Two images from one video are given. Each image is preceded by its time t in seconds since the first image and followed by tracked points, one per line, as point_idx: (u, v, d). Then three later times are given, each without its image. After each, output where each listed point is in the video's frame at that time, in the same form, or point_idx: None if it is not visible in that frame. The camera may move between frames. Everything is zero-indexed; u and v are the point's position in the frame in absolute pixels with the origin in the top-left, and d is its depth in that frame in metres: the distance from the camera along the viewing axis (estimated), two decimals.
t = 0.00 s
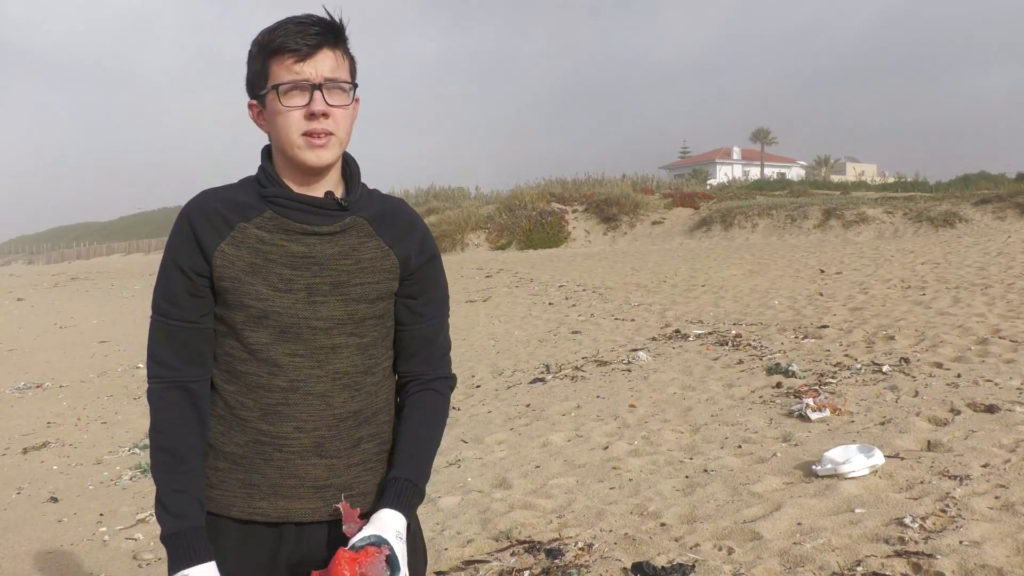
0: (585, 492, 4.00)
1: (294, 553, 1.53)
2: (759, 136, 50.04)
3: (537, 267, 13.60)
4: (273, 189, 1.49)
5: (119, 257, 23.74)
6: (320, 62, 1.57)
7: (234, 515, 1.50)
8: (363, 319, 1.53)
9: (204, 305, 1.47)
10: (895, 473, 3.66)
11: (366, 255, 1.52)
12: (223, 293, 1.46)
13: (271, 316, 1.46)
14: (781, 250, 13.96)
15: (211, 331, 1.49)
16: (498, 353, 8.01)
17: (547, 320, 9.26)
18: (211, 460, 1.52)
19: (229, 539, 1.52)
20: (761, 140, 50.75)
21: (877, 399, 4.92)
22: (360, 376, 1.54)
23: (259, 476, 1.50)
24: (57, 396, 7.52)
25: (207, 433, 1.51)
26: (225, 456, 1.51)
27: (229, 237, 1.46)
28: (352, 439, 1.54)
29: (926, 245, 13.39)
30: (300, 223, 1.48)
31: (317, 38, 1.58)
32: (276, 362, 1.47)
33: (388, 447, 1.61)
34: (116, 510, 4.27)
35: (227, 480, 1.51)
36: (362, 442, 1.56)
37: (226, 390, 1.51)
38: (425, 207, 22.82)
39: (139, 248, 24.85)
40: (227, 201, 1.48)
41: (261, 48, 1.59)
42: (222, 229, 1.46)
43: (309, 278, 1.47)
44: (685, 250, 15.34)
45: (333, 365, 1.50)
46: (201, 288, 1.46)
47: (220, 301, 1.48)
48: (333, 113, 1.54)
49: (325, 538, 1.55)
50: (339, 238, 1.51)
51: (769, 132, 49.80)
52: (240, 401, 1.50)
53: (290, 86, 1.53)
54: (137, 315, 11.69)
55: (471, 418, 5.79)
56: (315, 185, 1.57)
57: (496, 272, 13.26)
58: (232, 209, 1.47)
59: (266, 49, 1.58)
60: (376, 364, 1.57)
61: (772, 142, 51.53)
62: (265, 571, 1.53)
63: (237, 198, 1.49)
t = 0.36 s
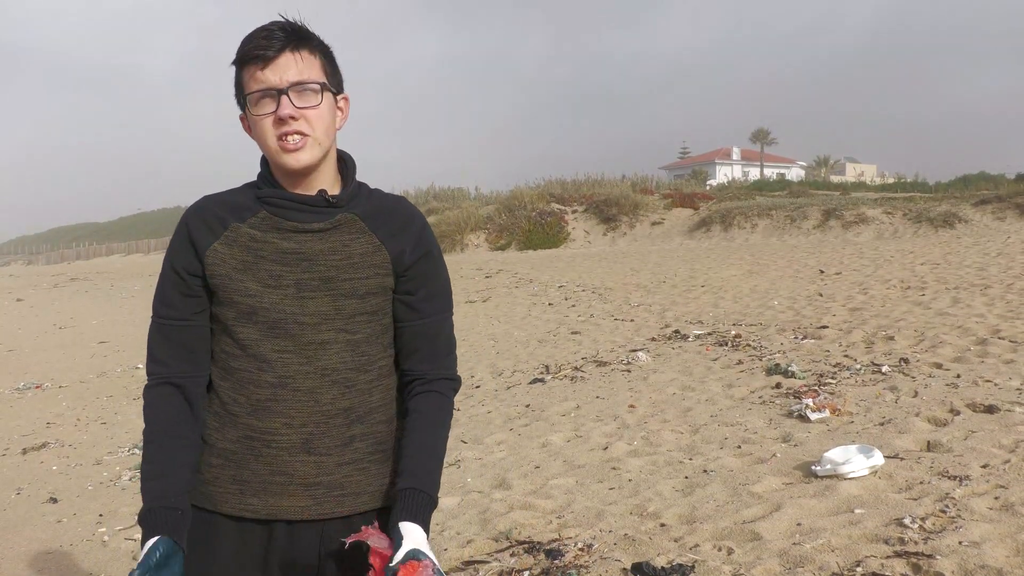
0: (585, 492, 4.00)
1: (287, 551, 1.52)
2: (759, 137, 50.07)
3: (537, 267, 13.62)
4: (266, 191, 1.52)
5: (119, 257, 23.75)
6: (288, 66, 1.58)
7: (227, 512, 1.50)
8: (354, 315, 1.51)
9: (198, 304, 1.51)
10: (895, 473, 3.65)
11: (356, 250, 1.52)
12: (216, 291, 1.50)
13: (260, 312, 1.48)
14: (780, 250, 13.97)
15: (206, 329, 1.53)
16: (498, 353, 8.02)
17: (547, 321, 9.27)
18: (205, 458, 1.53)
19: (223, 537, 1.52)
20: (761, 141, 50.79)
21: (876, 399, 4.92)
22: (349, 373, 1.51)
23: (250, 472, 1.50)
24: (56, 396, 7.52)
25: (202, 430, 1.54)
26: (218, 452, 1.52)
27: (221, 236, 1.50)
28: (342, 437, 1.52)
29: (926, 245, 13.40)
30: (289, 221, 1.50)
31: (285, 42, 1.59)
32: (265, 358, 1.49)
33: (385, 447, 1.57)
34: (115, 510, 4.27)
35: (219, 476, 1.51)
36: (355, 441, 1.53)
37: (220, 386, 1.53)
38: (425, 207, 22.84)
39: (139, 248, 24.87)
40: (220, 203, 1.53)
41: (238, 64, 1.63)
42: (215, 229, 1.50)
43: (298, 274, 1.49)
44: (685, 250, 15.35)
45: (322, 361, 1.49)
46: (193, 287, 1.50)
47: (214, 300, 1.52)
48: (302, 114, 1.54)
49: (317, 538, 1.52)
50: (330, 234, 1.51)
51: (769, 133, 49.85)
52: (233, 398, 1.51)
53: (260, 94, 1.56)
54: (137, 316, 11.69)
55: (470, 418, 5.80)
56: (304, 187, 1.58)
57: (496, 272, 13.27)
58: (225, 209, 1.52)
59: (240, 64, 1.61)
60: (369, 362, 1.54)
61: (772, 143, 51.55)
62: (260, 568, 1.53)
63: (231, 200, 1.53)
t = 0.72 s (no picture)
0: (585, 493, 3.99)
1: (286, 550, 1.51)
2: (759, 137, 50.05)
3: (537, 268, 13.62)
4: (263, 192, 1.52)
5: (119, 258, 23.78)
6: (288, 66, 1.58)
7: (226, 512, 1.49)
8: (351, 315, 1.51)
9: (189, 307, 1.52)
10: (895, 473, 3.66)
11: (353, 250, 1.52)
12: (212, 291, 1.50)
13: (257, 313, 1.48)
14: (780, 251, 13.97)
15: (199, 331, 1.53)
16: (498, 354, 8.02)
17: (547, 321, 9.27)
18: (201, 459, 1.53)
19: (221, 539, 1.50)
20: (761, 141, 50.81)
21: (876, 399, 4.92)
22: (348, 373, 1.52)
23: (249, 472, 1.49)
24: (56, 396, 7.53)
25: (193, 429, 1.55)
26: (216, 453, 1.52)
27: (218, 238, 1.50)
28: (341, 436, 1.52)
29: (926, 246, 13.40)
30: (288, 223, 1.50)
31: (285, 43, 1.60)
32: (262, 359, 1.48)
33: (385, 447, 1.58)
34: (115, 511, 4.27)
35: (217, 477, 1.51)
36: (354, 440, 1.53)
37: (218, 388, 1.53)
38: (425, 207, 22.85)
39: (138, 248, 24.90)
40: (216, 206, 1.53)
41: (237, 61, 1.63)
42: (212, 231, 1.51)
43: (296, 274, 1.49)
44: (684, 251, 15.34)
45: (319, 361, 1.50)
46: (185, 291, 1.51)
47: (209, 302, 1.52)
48: (302, 114, 1.54)
49: (317, 539, 1.51)
50: (326, 235, 1.51)
51: (769, 133, 49.85)
52: (229, 398, 1.52)
53: (260, 93, 1.56)
54: (137, 316, 11.69)
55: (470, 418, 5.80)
56: (301, 187, 1.58)
57: (496, 273, 13.28)
58: (220, 212, 1.52)
59: (239, 63, 1.61)
60: (367, 362, 1.55)
61: (772, 143, 51.54)
62: (259, 569, 1.51)
63: (227, 202, 1.53)
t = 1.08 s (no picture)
0: (585, 493, 4.00)
1: (287, 550, 1.51)
2: (759, 138, 50.10)
3: (537, 267, 13.63)
4: (261, 192, 1.52)
5: (118, 258, 23.79)
6: (312, 67, 1.58)
7: (228, 512, 1.49)
8: (351, 315, 1.51)
9: (187, 307, 1.51)
10: (895, 473, 3.65)
11: (352, 253, 1.52)
12: (212, 292, 1.50)
13: (256, 314, 1.48)
14: (780, 251, 13.96)
15: (196, 331, 1.52)
16: (498, 353, 8.03)
17: (547, 321, 9.27)
18: (201, 460, 1.52)
19: (223, 540, 1.50)
20: (761, 141, 50.83)
21: (876, 399, 4.92)
22: (348, 374, 1.52)
23: (250, 473, 1.49)
24: (56, 396, 7.52)
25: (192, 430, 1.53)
26: (216, 454, 1.51)
27: (216, 238, 1.49)
28: (342, 437, 1.52)
29: (926, 245, 13.41)
30: (287, 224, 1.50)
31: (309, 43, 1.60)
32: (262, 359, 1.48)
33: (384, 448, 1.58)
34: (114, 511, 4.27)
35: (218, 478, 1.50)
36: (355, 441, 1.53)
37: (216, 388, 1.52)
38: (425, 207, 22.86)
39: (138, 247, 24.91)
40: (213, 205, 1.52)
41: (255, 53, 1.61)
42: (210, 230, 1.50)
43: (295, 275, 1.49)
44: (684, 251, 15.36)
45: (319, 362, 1.50)
46: (183, 292, 1.50)
47: (207, 302, 1.52)
48: (325, 117, 1.55)
49: (318, 539, 1.52)
50: (325, 236, 1.51)
51: (769, 133, 49.84)
52: (228, 398, 1.51)
53: (282, 89, 1.55)
54: (137, 316, 11.70)
55: (470, 418, 5.81)
56: (308, 188, 1.58)
57: (496, 273, 13.28)
58: (218, 211, 1.51)
59: (261, 55, 1.59)
60: (366, 362, 1.55)
61: (772, 143, 51.54)
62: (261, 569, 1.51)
63: (227, 201, 1.52)
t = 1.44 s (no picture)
0: (585, 493, 4.00)
1: (288, 550, 1.50)
2: (758, 137, 50.11)
3: (537, 267, 13.64)
4: (260, 192, 1.53)
5: (119, 258, 23.79)
6: (303, 66, 1.58)
7: (230, 513, 1.48)
8: (349, 316, 1.52)
9: (196, 303, 1.50)
10: (895, 473, 3.66)
11: (350, 252, 1.53)
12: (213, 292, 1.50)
13: (256, 313, 1.48)
14: (780, 251, 13.96)
15: (204, 329, 1.52)
16: (498, 353, 8.03)
17: (547, 321, 9.26)
18: (202, 461, 1.52)
19: (224, 540, 1.49)
20: (761, 141, 50.84)
21: (876, 399, 4.92)
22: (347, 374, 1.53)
23: (251, 474, 1.49)
24: (56, 396, 7.52)
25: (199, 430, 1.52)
26: (214, 454, 1.51)
27: (216, 237, 1.50)
28: (343, 437, 1.53)
29: (926, 245, 13.42)
30: (286, 223, 1.51)
31: (301, 42, 1.60)
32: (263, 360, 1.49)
33: (384, 448, 1.58)
34: (114, 511, 4.27)
35: (220, 478, 1.50)
36: (356, 441, 1.54)
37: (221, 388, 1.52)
38: (425, 207, 22.87)
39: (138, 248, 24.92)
40: (214, 205, 1.53)
41: (248, 55, 1.61)
42: (211, 229, 1.50)
43: (295, 275, 1.49)
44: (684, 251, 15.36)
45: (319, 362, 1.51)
46: (193, 286, 1.49)
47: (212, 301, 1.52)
48: (317, 116, 1.55)
49: (319, 539, 1.51)
50: (323, 236, 1.52)
51: (769, 133, 49.82)
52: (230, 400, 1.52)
53: (274, 89, 1.55)
54: (137, 316, 11.70)
55: (470, 418, 5.81)
56: (303, 187, 1.59)
57: (496, 272, 13.28)
58: (220, 211, 1.52)
59: (253, 56, 1.60)
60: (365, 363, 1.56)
61: (772, 143, 51.51)
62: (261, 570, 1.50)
63: (227, 202, 1.53)
